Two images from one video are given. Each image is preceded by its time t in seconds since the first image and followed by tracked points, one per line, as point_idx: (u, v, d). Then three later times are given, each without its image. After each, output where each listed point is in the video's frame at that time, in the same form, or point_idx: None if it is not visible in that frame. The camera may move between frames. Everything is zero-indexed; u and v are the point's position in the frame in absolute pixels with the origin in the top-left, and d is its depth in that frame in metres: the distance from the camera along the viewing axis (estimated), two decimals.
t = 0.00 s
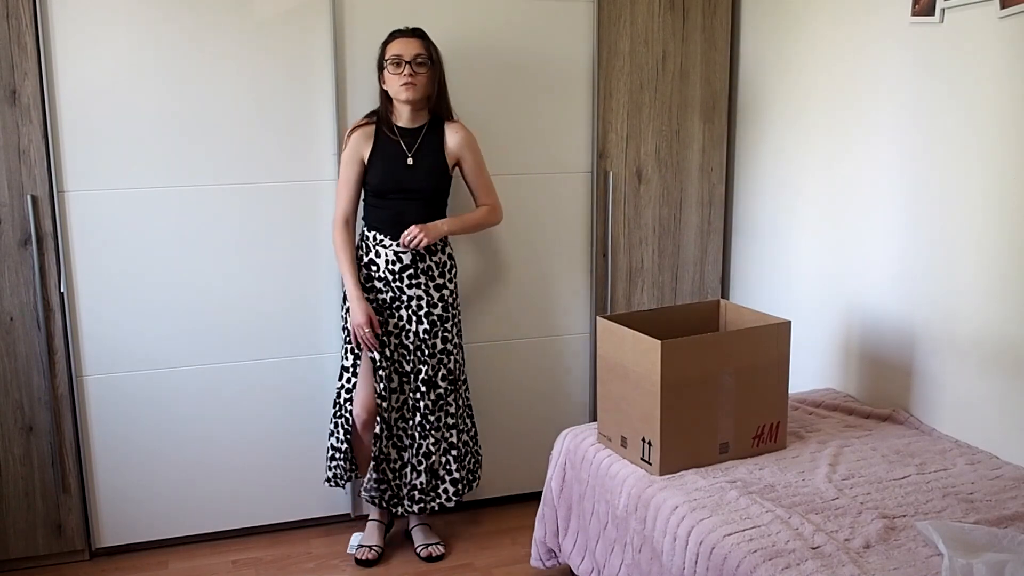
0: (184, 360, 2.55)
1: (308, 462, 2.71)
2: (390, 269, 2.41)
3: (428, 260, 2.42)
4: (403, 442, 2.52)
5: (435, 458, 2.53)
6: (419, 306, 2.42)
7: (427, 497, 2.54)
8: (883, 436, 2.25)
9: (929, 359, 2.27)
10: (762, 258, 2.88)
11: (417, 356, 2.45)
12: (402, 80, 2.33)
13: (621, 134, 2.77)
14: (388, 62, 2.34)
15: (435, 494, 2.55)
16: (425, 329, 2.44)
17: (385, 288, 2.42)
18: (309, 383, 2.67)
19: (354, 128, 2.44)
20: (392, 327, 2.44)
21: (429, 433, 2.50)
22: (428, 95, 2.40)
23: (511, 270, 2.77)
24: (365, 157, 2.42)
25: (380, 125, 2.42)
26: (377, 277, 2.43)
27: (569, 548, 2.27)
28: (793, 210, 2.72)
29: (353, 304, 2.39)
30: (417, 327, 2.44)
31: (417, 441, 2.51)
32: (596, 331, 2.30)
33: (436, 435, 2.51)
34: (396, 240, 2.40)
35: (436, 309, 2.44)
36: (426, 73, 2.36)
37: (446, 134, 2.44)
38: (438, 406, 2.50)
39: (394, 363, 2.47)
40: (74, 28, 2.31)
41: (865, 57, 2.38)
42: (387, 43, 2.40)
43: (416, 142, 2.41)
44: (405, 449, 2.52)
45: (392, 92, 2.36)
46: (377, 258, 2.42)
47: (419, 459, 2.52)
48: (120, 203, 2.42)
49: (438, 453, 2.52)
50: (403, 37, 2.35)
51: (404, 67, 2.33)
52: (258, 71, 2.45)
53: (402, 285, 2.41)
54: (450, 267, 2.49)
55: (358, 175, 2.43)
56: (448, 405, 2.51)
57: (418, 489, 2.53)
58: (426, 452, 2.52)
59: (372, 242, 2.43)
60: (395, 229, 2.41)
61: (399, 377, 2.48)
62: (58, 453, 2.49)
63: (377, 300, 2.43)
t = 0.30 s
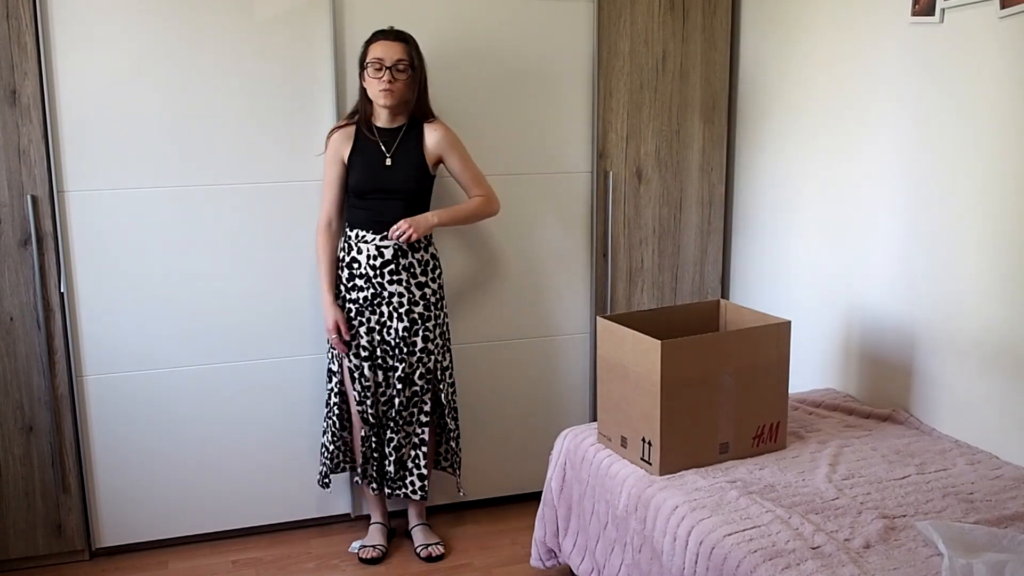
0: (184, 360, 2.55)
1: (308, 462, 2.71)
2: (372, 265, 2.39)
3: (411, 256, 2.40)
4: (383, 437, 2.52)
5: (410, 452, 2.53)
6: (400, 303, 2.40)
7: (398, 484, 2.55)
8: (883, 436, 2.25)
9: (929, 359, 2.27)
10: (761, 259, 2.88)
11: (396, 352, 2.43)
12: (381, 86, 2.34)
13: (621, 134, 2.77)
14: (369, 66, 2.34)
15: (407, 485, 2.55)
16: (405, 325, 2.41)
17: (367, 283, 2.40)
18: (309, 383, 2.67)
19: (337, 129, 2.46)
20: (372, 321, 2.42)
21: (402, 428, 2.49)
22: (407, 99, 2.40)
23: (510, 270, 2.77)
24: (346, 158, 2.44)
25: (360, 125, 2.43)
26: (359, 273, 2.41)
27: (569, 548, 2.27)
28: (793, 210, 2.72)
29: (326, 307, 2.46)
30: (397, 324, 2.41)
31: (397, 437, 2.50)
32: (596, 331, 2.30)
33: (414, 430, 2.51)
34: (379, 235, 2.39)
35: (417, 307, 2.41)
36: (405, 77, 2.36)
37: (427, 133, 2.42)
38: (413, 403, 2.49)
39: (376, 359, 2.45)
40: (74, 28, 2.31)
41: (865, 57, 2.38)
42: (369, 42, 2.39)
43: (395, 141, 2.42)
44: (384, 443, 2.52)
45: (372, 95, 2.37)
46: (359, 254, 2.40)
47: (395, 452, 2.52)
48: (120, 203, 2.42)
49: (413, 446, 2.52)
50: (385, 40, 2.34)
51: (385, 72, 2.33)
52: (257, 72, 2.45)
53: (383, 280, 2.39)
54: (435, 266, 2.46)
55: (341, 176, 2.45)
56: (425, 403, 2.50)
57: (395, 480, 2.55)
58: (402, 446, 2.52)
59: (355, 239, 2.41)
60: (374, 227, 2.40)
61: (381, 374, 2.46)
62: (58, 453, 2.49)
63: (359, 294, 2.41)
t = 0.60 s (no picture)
0: (185, 360, 2.55)
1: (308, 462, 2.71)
2: (360, 268, 2.38)
3: (399, 257, 2.41)
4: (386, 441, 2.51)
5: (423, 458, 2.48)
6: (392, 305, 2.41)
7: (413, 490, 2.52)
8: (883, 436, 2.24)
9: (929, 359, 2.27)
10: (761, 258, 2.88)
11: (393, 354, 2.44)
12: (372, 97, 2.29)
13: (621, 134, 2.77)
14: (360, 75, 2.29)
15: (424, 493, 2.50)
16: (402, 326, 2.41)
17: (356, 287, 2.39)
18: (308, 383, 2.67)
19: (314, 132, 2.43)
20: (365, 325, 2.42)
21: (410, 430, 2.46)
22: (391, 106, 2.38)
23: (510, 270, 2.77)
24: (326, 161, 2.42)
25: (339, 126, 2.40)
26: (346, 278, 2.39)
27: (569, 548, 2.27)
28: (793, 209, 2.72)
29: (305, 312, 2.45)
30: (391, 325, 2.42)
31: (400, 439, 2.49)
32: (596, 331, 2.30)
33: (421, 435, 2.45)
34: (366, 238, 2.38)
35: (410, 307, 2.42)
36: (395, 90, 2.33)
37: (406, 134, 2.42)
38: (417, 408, 2.45)
39: (366, 361, 2.46)
40: (74, 29, 2.31)
41: (866, 57, 2.38)
42: (356, 44, 2.32)
43: (376, 142, 2.40)
44: (389, 447, 2.51)
45: (357, 102, 2.32)
46: (346, 258, 2.39)
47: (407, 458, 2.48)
48: (120, 203, 2.42)
49: (422, 453, 2.47)
50: (378, 48, 2.28)
51: (376, 84, 2.28)
52: (257, 72, 2.45)
53: (373, 283, 2.39)
54: (421, 265, 2.47)
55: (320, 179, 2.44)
56: (430, 407, 2.46)
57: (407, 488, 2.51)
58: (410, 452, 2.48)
59: (341, 244, 2.39)
60: (361, 228, 2.38)
61: (373, 375, 2.48)
62: (58, 453, 2.49)
63: (348, 300, 2.40)
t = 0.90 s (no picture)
0: (185, 360, 2.55)
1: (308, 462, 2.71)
2: (360, 269, 2.37)
3: (397, 256, 2.40)
4: (391, 448, 2.46)
5: (435, 460, 2.44)
6: (393, 305, 2.39)
7: (426, 503, 2.46)
8: (883, 436, 2.25)
9: (929, 359, 2.27)
10: (761, 258, 2.88)
11: (397, 355, 2.42)
12: (374, 107, 2.27)
13: (621, 134, 2.77)
14: (362, 85, 2.25)
15: (432, 501, 2.46)
16: (405, 326, 2.40)
17: (357, 289, 2.38)
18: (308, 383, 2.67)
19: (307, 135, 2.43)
20: (368, 329, 2.40)
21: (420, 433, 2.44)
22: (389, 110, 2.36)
23: (510, 271, 2.77)
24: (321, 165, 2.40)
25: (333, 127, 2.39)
26: (347, 280, 2.39)
27: (569, 548, 2.27)
28: (793, 210, 2.72)
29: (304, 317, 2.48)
30: (394, 326, 2.40)
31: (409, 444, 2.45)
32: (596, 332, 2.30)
33: (433, 434, 2.43)
34: (364, 238, 2.37)
35: (412, 305, 2.41)
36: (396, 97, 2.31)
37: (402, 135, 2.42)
38: (428, 407, 2.43)
39: (367, 367, 2.41)
40: (74, 28, 2.31)
41: (866, 57, 2.38)
42: (356, 50, 2.27)
43: (372, 143, 2.38)
44: (395, 454, 2.46)
45: (357, 109, 2.30)
46: (345, 260, 2.38)
47: (414, 462, 2.45)
48: (120, 203, 2.42)
49: (435, 454, 2.44)
50: (381, 58, 2.24)
51: (378, 94, 2.26)
52: (258, 72, 2.45)
53: (374, 284, 2.38)
54: (420, 262, 2.47)
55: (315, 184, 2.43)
56: (440, 404, 2.44)
57: (414, 495, 2.46)
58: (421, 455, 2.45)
59: (340, 246, 2.39)
60: (361, 228, 2.38)
61: (374, 381, 2.42)
62: (58, 453, 2.49)
63: (350, 303, 2.39)
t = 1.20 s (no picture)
0: (185, 360, 2.55)
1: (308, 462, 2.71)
2: (364, 271, 2.37)
3: (401, 258, 2.42)
4: (391, 453, 2.44)
5: (437, 457, 2.50)
6: (397, 306, 2.40)
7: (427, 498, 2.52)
8: (883, 436, 2.25)
9: (929, 359, 2.27)
10: (761, 258, 2.88)
11: (401, 356, 2.42)
12: (381, 119, 2.27)
13: (621, 134, 2.77)
14: (370, 98, 2.24)
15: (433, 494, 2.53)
16: (409, 326, 2.42)
17: (360, 290, 2.38)
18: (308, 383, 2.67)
19: (309, 136, 2.38)
20: (371, 330, 2.40)
21: (425, 434, 2.46)
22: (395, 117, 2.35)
23: (510, 271, 2.77)
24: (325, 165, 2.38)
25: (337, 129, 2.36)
26: (350, 281, 2.39)
27: (569, 548, 2.27)
28: (793, 210, 2.72)
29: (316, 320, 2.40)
30: (397, 327, 2.41)
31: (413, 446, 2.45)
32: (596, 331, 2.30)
33: (438, 433, 2.48)
34: (369, 241, 2.37)
35: (415, 306, 2.43)
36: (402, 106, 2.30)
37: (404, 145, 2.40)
38: (433, 406, 2.46)
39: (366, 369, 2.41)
40: (74, 29, 2.31)
41: (866, 57, 2.38)
42: (362, 60, 2.23)
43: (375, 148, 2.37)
44: (395, 460, 2.44)
45: (364, 119, 2.29)
46: (349, 261, 2.38)
47: (417, 464, 2.46)
48: (120, 203, 2.42)
49: (439, 450, 2.50)
50: (389, 71, 2.22)
51: (386, 107, 2.25)
52: (258, 71, 2.45)
53: (378, 285, 2.38)
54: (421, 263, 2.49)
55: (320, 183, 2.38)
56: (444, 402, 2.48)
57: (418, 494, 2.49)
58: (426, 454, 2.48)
59: (344, 247, 2.38)
60: (365, 231, 2.37)
61: (376, 384, 2.42)
62: (58, 453, 2.49)
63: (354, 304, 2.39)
